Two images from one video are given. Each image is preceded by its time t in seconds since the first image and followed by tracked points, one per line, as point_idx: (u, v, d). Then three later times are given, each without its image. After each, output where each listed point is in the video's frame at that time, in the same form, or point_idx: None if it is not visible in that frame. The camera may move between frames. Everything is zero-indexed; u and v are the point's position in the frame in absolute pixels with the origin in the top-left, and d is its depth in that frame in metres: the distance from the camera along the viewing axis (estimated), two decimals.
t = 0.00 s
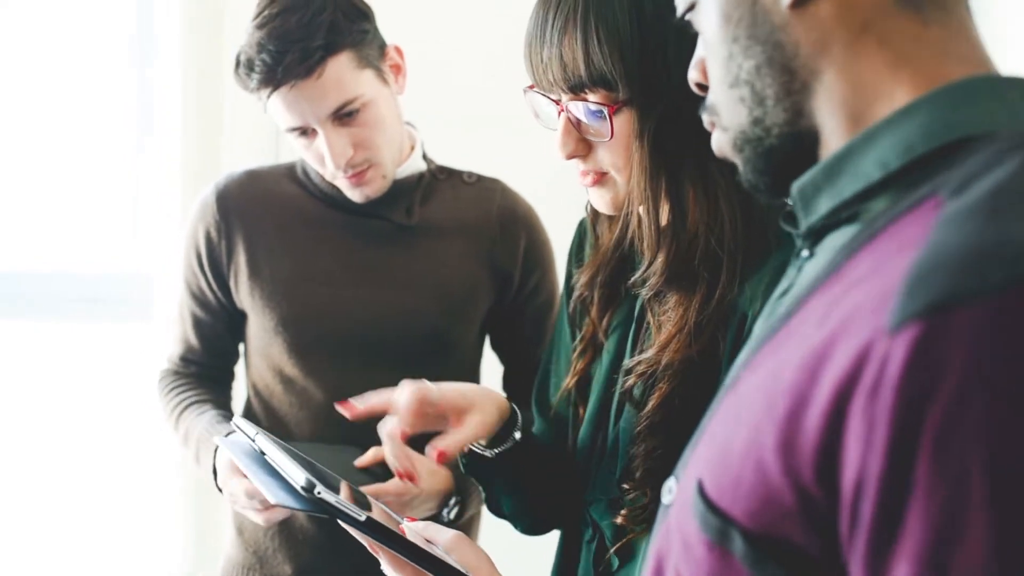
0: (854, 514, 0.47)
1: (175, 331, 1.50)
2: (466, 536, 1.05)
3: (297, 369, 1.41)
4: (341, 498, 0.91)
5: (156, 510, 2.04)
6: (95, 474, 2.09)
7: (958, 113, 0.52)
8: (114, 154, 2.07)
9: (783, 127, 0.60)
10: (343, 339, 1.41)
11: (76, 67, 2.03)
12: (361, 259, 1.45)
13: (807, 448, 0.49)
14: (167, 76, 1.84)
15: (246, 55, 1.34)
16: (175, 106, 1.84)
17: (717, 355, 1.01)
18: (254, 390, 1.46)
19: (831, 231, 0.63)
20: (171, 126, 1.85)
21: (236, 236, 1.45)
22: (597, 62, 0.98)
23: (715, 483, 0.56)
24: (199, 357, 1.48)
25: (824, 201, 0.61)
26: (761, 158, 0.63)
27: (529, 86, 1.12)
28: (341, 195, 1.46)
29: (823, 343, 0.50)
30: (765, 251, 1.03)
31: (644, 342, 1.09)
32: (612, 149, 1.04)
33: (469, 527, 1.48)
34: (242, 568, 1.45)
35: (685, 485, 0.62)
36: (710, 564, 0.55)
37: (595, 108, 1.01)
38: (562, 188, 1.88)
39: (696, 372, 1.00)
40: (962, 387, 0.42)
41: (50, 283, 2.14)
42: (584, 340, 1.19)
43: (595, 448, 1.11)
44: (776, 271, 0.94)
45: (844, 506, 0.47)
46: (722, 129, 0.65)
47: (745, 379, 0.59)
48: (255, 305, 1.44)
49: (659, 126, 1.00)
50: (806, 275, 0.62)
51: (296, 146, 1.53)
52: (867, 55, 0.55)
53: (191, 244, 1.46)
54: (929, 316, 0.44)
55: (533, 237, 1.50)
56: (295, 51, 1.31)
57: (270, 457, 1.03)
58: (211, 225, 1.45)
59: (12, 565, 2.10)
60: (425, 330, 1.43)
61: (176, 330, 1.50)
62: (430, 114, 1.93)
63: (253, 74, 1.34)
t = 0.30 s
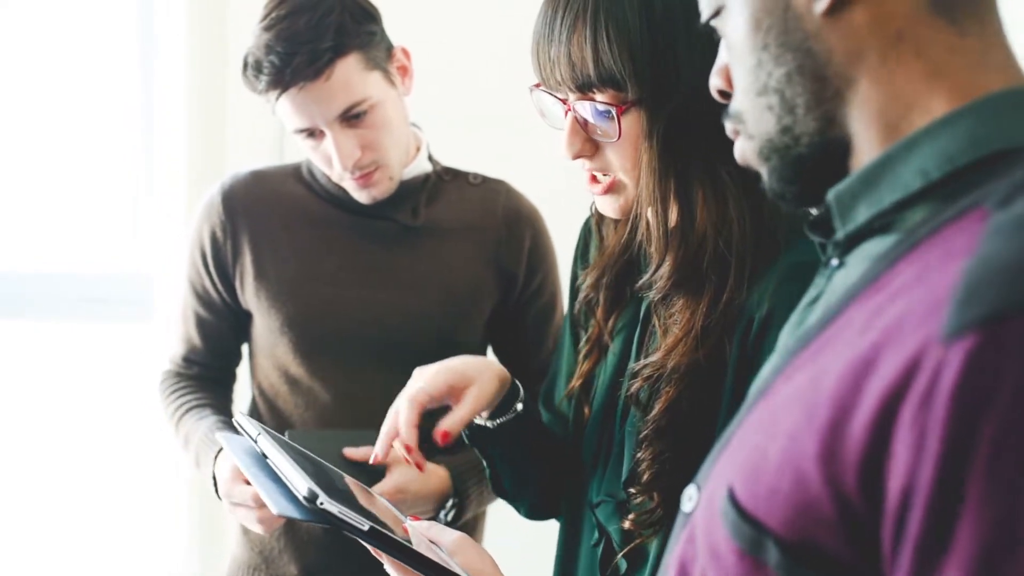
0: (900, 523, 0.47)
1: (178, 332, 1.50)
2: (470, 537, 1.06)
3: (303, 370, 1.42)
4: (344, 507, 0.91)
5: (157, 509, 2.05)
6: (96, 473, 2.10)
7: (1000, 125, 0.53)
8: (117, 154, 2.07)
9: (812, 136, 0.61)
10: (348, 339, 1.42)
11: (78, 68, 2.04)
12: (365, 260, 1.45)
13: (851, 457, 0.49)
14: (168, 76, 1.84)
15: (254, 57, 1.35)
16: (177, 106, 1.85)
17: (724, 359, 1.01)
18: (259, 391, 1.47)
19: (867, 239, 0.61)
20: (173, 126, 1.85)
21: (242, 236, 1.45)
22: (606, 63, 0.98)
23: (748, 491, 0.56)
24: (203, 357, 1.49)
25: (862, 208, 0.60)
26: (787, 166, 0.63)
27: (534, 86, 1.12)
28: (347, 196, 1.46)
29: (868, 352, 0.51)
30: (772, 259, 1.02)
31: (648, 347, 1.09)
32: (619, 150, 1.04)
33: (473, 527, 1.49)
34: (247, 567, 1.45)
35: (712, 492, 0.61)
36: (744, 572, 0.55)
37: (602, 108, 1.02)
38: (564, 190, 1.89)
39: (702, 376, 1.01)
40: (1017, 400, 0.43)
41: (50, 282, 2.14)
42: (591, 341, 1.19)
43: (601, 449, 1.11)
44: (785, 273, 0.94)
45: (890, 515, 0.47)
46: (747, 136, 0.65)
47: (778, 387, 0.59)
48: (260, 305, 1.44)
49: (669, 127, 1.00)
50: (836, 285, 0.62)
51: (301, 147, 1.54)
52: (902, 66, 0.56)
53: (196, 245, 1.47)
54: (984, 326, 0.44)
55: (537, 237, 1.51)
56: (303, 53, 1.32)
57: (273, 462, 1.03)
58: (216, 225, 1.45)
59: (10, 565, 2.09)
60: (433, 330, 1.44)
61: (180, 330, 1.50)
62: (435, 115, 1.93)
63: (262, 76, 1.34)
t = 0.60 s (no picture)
0: (921, 530, 0.46)
1: (180, 333, 1.50)
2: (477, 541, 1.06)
3: (304, 371, 1.41)
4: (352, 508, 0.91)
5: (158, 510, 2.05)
6: (97, 474, 2.10)
7: (1016, 131, 0.53)
8: (119, 154, 2.07)
9: (825, 133, 0.60)
10: (350, 340, 1.41)
11: (79, 67, 2.04)
12: (366, 260, 1.45)
13: (870, 462, 0.48)
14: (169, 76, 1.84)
15: (256, 57, 1.35)
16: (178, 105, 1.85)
17: (733, 361, 1.00)
18: (261, 392, 1.46)
19: (880, 242, 0.61)
20: (173, 126, 1.85)
21: (244, 236, 1.45)
22: (614, 66, 0.98)
23: (762, 495, 0.56)
24: (205, 357, 1.48)
25: (877, 211, 0.60)
26: (798, 162, 0.62)
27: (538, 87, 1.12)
28: (348, 196, 1.46)
29: (885, 357, 0.50)
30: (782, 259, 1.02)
31: (654, 348, 1.08)
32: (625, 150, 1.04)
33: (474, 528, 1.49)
34: (249, 568, 1.45)
35: (722, 493, 0.61)
36: None
37: (609, 109, 1.01)
38: (567, 191, 1.89)
39: (711, 377, 1.00)
40: None
41: (50, 282, 2.14)
42: (592, 343, 1.19)
43: (603, 453, 1.11)
44: (795, 274, 0.93)
45: (909, 522, 0.47)
46: (759, 129, 0.64)
47: (791, 390, 0.58)
48: (262, 305, 1.44)
49: (674, 132, 1.00)
50: (849, 288, 0.61)
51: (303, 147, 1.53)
52: (918, 65, 0.55)
53: (198, 244, 1.46)
54: (1007, 334, 0.43)
55: (539, 235, 1.51)
56: (306, 53, 1.32)
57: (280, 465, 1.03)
58: (218, 225, 1.45)
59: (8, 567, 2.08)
60: (437, 331, 1.43)
61: (181, 330, 1.49)
62: (437, 115, 1.93)
63: (264, 77, 1.34)
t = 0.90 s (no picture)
0: (917, 545, 0.45)
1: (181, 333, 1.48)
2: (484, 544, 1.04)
3: (308, 369, 1.40)
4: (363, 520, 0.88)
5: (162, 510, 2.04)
6: (96, 475, 2.09)
7: (1013, 140, 0.52)
8: (118, 154, 2.07)
9: (818, 141, 0.58)
10: (352, 340, 1.40)
11: (79, 67, 2.03)
12: (367, 260, 1.44)
13: (868, 475, 0.47)
14: (169, 76, 1.82)
15: (260, 58, 1.33)
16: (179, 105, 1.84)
17: (737, 364, 0.99)
18: (265, 393, 1.45)
19: (876, 249, 0.60)
20: (173, 126, 1.84)
21: (247, 237, 1.44)
22: (608, 75, 0.97)
23: (759, 503, 0.54)
24: (208, 358, 1.47)
25: (874, 220, 0.59)
26: (790, 169, 0.61)
27: (538, 94, 1.11)
28: (350, 197, 1.45)
29: (882, 369, 0.48)
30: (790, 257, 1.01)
31: (658, 350, 1.06)
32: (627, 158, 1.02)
33: (479, 531, 1.48)
34: (252, 570, 1.44)
35: (717, 500, 0.59)
36: None
37: (608, 118, 1.00)
38: (572, 190, 1.87)
39: (716, 380, 0.98)
40: None
41: (50, 282, 2.14)
42: (597, 341, 1.19)
43: (608, 452, 1.09)
44: (796, 276, 0.92)
45: (906, 537, 0.46)
46: (747, 135, 0.62)
47: (786, 399, 0.56)
48: (266, 307, 1.43)
49: (676, 130, 0.98)
50: (847, 292, 0.60)
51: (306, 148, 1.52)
52: (913, 72, 0.54)
53: (200, 243, 1.45)
54: (1006, 351, 0.42)
55: (544, 235, 1.50)
56: (311, 55, 1.31)
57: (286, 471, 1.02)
58: (221, 226, 1.44)
59: (9, 568, 2.08)
60: (441, 333, 1.42)
61: (184, 330, 1.48)
62: (440, 115, 1.92)
63: (268, 79, 1.32)
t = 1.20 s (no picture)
0: (923, 551, 0.45)
1: (179, 334, 1.47)
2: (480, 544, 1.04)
3: (305, 370, 1.40)
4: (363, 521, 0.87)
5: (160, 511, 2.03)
6: (96, 476, 2.09)
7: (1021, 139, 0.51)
8: (119, 153, 2.05)
9: (825, 138, 0.58)
10: (352, 338, 1.40)
11: (79, 67, 2.02)
12: (366, 259, 1.43)
13: (874, 481, 0.46)
14: (169, 76, 1.82)
15: (261, 54, 1.32)
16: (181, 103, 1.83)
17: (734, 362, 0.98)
18: (263, 395, 1.45)
19: (885, 250, 0.59)
20: (173, 126, 1.83)
21: (245, 237, 1.43)
22: (605, 76, 0.96)
23: (763, 508, 0.54)
24: (205, 359, 1.46)
25: (881, 220, 0.58)
26: (797, 167, 0.60)
27: (536, 94, 1.10)
28: (349, 195, 1.45)
29: (890, 373, 0.47)
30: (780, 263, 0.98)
31: (657, 348, 1.06)
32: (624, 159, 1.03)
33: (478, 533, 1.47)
34: (251, 571, 1.44)
35: (721, 504, 0.58)
36: None
37: (604, 118, 1.00)
38: (572, 189, 1.86)
39: (713, 378, 0.98)
40: None
41: (50, 283, 2.14)
42: (597, 341, 1.17)
43: (608, 451, 1.08)
44: (792, 274, 0.92)
45: (912, 543, 0.45)
46: (754, 132, 0.62)
47: (792, 403, 0.55)
48: (264, 307, 1.42)
49: (668, 138, 0.97)
50: (855, 294, 0.59)
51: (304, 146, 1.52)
52: (922, 67, 0.53)
53: (197, 243, 1.44)
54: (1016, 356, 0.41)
55: (541, 235, 1.49)
56: (312, 50, 1.30)
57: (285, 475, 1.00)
58: (219, 225, 1.43)
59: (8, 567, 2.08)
60: (440, 333, 1.41)
61: (181, 330, 1.47)
62: (440, 113, 1.91)
63: (269, 74, 1.32)
